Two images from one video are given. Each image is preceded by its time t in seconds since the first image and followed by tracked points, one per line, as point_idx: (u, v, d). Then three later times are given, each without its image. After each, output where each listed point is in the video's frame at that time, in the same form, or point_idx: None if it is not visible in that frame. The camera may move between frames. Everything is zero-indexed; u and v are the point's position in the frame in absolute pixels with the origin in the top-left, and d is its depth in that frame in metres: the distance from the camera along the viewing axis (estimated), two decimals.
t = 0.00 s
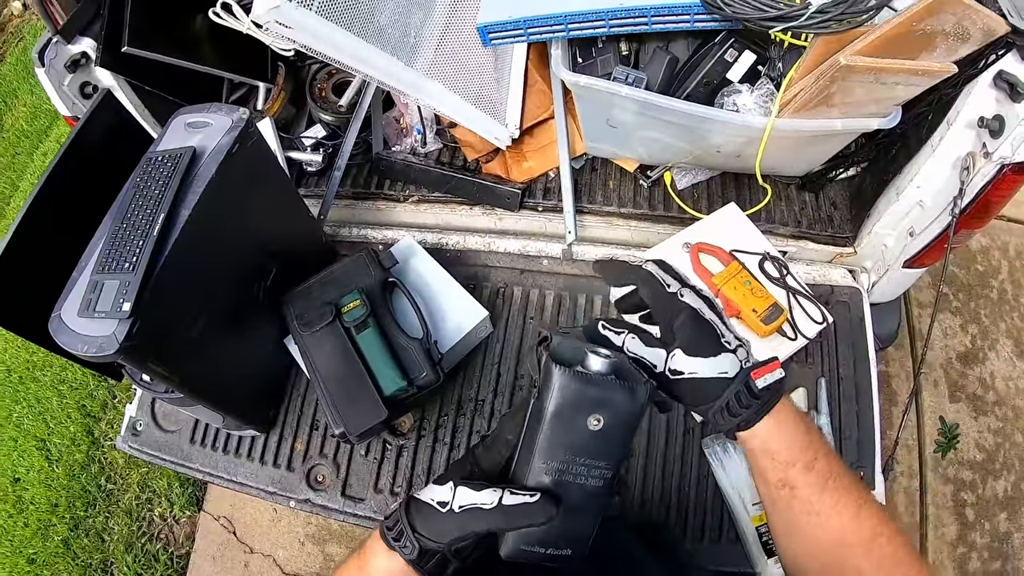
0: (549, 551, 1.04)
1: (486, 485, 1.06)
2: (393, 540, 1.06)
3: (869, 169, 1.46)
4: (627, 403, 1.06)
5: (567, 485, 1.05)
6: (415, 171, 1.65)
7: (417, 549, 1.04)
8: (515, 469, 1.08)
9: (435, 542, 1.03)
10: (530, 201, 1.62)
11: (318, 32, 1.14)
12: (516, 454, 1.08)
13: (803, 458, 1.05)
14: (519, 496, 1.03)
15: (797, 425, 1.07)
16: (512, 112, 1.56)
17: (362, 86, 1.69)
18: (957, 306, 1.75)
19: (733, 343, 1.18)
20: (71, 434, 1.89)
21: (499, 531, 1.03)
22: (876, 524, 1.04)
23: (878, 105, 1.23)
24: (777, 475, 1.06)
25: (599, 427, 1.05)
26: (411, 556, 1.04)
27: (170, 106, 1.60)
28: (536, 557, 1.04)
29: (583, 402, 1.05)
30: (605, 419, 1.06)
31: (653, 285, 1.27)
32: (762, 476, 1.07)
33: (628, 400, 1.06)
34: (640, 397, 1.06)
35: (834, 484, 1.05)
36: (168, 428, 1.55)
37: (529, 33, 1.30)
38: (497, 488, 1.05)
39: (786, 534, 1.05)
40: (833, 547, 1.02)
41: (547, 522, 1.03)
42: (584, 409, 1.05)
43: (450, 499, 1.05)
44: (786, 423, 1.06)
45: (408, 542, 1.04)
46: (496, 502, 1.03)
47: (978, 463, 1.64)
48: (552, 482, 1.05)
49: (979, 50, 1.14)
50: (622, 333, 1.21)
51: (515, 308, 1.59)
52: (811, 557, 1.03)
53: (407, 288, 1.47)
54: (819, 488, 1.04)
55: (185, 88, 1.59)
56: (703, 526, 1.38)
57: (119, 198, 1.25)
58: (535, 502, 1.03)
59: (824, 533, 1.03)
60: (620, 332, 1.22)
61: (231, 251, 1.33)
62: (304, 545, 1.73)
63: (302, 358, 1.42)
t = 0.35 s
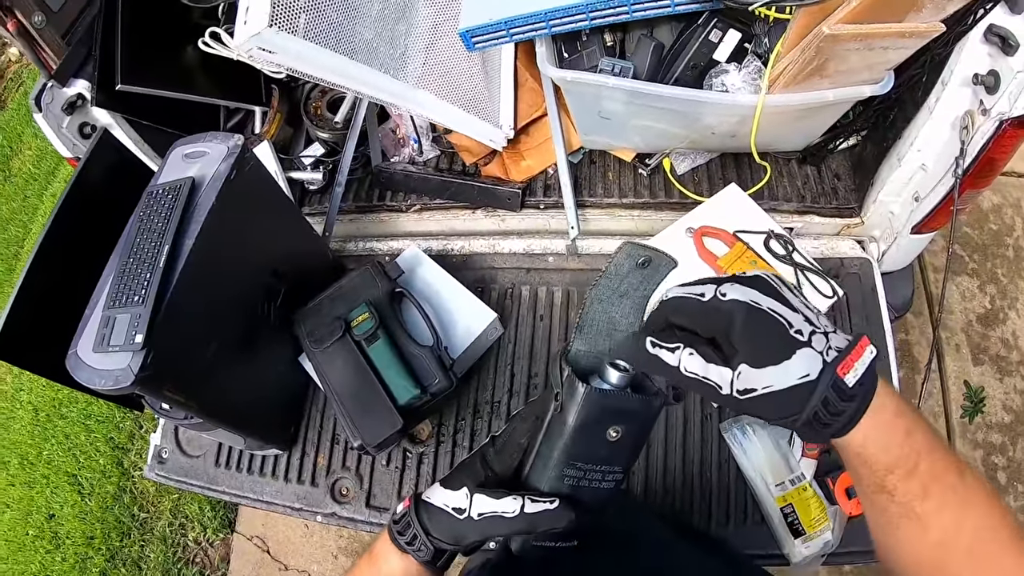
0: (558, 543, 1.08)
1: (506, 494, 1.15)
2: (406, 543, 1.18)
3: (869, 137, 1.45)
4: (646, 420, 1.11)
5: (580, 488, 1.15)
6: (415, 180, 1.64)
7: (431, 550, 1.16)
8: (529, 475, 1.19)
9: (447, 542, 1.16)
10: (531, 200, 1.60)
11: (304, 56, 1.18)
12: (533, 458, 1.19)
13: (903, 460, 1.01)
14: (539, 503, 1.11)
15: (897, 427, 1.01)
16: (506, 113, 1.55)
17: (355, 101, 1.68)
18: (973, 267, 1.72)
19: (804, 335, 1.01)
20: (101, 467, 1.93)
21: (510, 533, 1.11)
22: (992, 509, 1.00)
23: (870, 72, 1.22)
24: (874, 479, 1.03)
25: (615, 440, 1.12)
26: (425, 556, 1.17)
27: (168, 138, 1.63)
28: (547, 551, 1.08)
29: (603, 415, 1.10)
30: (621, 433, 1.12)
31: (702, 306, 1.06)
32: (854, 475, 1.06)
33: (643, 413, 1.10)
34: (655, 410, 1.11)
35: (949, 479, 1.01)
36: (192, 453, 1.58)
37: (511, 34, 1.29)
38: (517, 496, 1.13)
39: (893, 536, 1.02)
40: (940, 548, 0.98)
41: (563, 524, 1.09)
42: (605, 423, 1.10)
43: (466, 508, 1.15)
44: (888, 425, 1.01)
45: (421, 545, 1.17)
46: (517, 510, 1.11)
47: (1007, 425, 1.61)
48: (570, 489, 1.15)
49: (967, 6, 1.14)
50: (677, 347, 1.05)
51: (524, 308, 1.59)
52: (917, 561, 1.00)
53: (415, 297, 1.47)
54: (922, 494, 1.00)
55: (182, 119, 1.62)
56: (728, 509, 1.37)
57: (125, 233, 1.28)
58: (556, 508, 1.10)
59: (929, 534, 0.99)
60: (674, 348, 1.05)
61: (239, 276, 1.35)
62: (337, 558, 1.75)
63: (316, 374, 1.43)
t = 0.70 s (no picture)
0: (561, 510, 1.09)
1: (491, 447, 1.15)
2: (406, 510, 1.16)
3: (857, 72, 1.40)
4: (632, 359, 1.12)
5: (570, 437, 1.13)
6: (401, 168, 1.62)
7: (431, 517, 1.14)
8: (521, 429, 1.17)
9: (447, 508, 1.14)
10: (519, 173, 1.59)
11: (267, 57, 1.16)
12: (522, 413, 1.17)
13: (850, 294, 0.93)
14: (523, 455, 1.11)
15: (831, 257, 0.94)
16: (482, 91, 1.52)
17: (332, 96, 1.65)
18: (981, 197, 1.66)
19: (687, 207, 1.04)
20: (131, 490, 1.96)
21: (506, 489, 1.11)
22: (988, 321, 0.87)
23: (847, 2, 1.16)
24: (837, 326, 0.96)
25: (599, 381, 1.12)
26: (426, 524, 1.14)
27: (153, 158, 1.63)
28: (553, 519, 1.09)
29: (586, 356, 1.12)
30: (605, 373, 1.12)
31: (596, 246, 1.12)
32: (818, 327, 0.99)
33: (625, 353, 1.11)
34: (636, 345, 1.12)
35: (919, 301, 0.91)
36: (212, 465, 1.59)
37: (472, 7, 1.27)
38: (502, 450, 1.13)
39: (891, 390, 0.95)
40: (935, 387, 0.89)
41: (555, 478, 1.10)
42: (580, 360, 1.12)
43: (456, 466, 1.15)
44: (822, 259, 0.94)
45: (421, 511, 1.14)
46: (500, 462, 1.11)
47: None
48: (559, 437, 1.13)
49: None
50: (581, 293, 1.10)
51: (522, 284, 1.57)
52: (917, 411, 0.92)
53: (410, 285, 1.46)
54: (888, 326, 0.92)
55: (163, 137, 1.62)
56: (746, 465, 1.35)
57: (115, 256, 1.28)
58: (540, 459, 1.10)
59: (922, 373, 0.90)
60: (581, 296, 1.10)
61: (232, 285, 1.34)
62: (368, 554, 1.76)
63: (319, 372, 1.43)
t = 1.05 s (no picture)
0: (570, 500, 1.06)
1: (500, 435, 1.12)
2: (425, 505, 1.14)
3: (856, 69, 1.41)
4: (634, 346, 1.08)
5: (575, 420, 1.08)
6: (407, 177, 1.63)
7: (449, 511, 1.11)
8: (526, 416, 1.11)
9: (462, 501, 1.11)
10: (523, 180, 1.61)
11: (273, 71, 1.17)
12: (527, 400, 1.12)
13: (850, 243, 0.95)
14: (528, 441, 1.07)
15: (831, 207, 0.96)
16: (485, 98, 1.53)
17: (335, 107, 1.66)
18: (983, 189, 1.67)
19: (691, 167, 1.07)
20: (143, 506, 1.96)
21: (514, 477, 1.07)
22: (989, 267, 0.88)
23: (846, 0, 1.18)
24: (841, 279, 0.96)
25: (600, 359, 1.08)
26: (444, 519, 1.11)
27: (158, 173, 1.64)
28: (562, 509, 1.06)
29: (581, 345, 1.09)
30: (605, 349, 1.08)
31: (601, 209, 1.13)
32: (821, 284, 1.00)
33: (624, 330, 1.08)
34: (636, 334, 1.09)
35: (919, 249, 0.93)
36: (224, 478, 1.59)
37: (474, 17, 1.29)
38: (510, 436, 1.10)
39: (898, 349, 0.94)
40: (944, 337, 0.89)
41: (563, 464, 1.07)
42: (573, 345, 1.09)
43: (469, 457, 1.13)
44: (820, 208, 0.96)
45: (438, 505, 1.12)
46: (507, 449, 1.08)
47: None
48: (563, 419, 1.08)
49: None
50: (588, 250, 1.09)
51: (530, 289, 1.58)
52: (926, 367, 0.91)
53: (419, 293, 1.46)
54: (891, 277, 0.93)
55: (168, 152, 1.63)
56: (759, 463, 1.36)
57: (124, 272, 1.28)
58: (545, 443, 1.05)
59: (924, 325, 0.90)
60: (586, 253, 1.09)
61: (243, 298, 1.34)
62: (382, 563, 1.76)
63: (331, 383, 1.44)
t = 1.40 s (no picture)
0: (588, 517, 1.03)
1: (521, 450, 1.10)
2: (444, 517, 1.15)
3: (858, 74, 1.43)
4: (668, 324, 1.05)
5: (597, 440, 1.04)
6: (410, 186, 1.62)
7: (466, 524, 1.12)
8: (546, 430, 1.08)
9: (480, 514, 1.11)
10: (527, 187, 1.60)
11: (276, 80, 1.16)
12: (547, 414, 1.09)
13: (902, 199, 0.93)
14: (548, 457, 1.05)
15: (886, 160, 0.95)
16: (489, 106, 1.52)
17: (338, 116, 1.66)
18: (983, 191, 1.68)
19: (738, 115, 1.04)
20: (144, 517, 1.94)
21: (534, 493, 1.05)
22: None
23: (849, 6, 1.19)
24: (889, 238, 0.94)
25: (624, 382, 1.03)
26: (462, 531, 1.13)
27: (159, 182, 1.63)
28: (580, 525, 1.04)
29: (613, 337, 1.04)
30: (630, 372, 1.03)
31: (645, 160, 1.12)
32: (867, 242, 0.98)
33: (649, 348, 1.04)
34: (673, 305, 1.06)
35: (971, 216, 0.91)
36: (228, 489, 1.58)
37: (479, 25, 1.28)
38: (530, 451, 1.08)
39: (940, 320, 0.93)
40: (988, 310, 0.88)
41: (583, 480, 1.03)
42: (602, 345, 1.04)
43: (488, 470, 1.13)
44: (872, 161, 0.95)
45: (457, 518, 1.13)
46: (527, 465, 1.06)
47: None
48: (586, 438, 1.04)
49: None
50: (628, 199, 1.05)
51: (535, 297, 1.58)
52: (968, 342, 0.89)
53: (424, 301, 1.46)
54: (941, 240, 0.91)
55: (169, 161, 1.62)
56: (769, 469, 1.36)
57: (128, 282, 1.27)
58: (565, 459, 1.03)
59: (970, 292, 0.89)
60: (626, 200, 1.06)
61: (247, 308, 1.33)
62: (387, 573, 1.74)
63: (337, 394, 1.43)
